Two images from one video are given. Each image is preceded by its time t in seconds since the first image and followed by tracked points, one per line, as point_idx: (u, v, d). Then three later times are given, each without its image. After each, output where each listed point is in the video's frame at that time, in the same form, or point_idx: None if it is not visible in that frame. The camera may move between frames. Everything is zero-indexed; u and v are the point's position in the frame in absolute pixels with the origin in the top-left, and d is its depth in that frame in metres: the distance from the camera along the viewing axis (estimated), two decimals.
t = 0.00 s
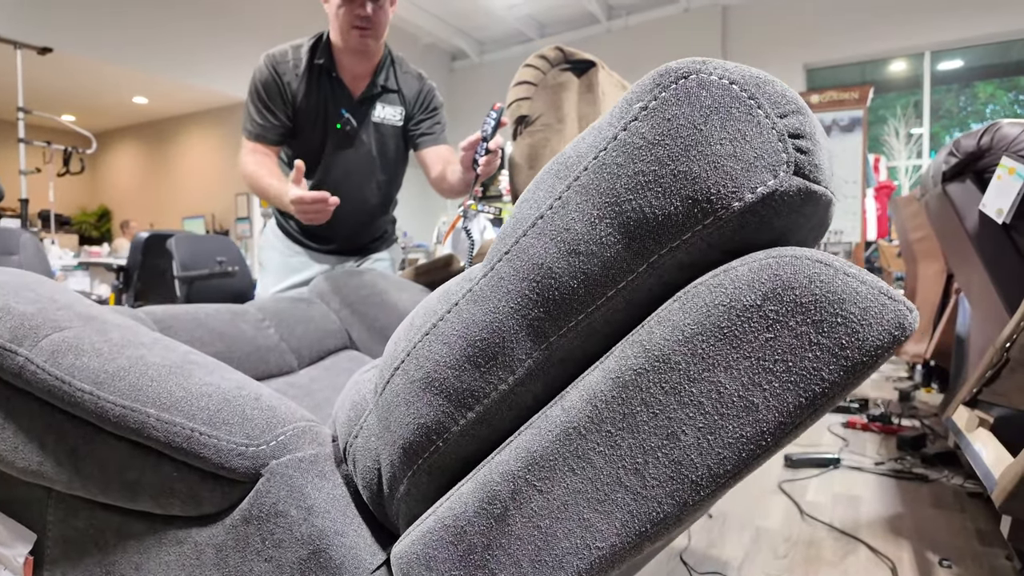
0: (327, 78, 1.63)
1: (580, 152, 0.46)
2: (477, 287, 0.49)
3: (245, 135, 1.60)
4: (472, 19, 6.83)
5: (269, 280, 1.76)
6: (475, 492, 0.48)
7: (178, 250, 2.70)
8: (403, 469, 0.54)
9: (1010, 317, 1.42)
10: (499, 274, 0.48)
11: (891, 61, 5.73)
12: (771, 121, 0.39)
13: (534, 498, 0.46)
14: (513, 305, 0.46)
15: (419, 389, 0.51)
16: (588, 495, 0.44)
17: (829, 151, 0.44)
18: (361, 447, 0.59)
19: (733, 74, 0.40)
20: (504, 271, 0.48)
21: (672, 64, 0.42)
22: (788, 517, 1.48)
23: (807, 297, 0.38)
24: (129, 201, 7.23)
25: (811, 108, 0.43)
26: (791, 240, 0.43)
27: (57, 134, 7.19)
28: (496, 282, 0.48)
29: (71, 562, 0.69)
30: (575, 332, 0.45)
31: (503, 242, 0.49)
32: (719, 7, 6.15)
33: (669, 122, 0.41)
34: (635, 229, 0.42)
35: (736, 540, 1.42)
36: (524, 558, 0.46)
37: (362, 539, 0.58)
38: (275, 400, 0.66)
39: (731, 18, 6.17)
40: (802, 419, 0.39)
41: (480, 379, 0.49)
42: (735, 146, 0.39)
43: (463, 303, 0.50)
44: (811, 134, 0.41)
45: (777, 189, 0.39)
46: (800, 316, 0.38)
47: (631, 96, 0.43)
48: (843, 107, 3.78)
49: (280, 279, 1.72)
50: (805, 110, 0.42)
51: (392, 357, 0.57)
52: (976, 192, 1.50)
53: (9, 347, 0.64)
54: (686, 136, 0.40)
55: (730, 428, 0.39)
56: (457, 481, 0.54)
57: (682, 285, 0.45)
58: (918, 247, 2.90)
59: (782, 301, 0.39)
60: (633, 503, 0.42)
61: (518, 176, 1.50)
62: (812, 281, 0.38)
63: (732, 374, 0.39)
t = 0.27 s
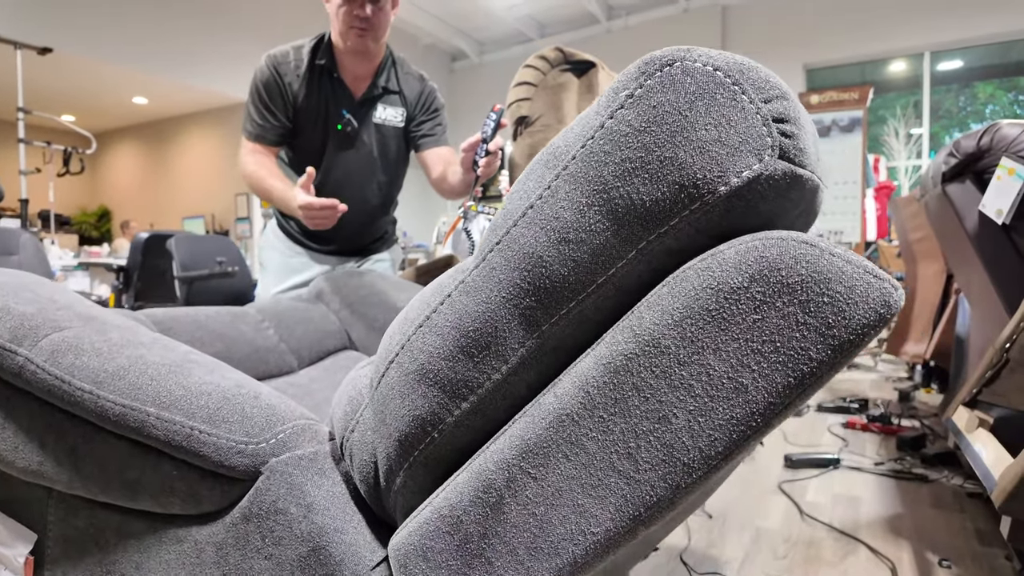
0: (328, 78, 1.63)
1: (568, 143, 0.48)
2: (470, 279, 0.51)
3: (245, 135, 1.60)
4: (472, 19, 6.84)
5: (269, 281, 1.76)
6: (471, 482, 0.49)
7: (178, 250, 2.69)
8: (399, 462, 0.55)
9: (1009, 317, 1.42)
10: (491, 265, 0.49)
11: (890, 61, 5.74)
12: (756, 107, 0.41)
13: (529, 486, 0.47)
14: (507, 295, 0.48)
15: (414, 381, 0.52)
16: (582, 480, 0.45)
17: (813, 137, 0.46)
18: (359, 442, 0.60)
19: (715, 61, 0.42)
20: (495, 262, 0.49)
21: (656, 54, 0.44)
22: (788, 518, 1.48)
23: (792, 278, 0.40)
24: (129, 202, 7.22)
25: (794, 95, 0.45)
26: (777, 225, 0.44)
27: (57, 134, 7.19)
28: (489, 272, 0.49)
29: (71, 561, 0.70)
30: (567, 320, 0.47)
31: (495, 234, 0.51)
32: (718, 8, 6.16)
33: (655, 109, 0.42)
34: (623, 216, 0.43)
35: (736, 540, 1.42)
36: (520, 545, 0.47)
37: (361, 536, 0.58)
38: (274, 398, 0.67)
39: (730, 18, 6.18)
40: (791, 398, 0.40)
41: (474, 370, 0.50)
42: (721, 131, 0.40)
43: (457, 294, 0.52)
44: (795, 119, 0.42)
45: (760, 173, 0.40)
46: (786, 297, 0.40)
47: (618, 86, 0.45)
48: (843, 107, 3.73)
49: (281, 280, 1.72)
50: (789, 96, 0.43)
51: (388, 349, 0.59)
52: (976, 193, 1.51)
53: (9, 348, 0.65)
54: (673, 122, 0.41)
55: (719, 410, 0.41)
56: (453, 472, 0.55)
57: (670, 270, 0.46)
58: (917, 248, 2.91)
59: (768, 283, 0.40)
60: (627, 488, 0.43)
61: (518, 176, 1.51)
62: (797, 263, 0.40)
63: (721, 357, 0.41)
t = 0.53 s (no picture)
0: (327, 77, 1.61)
1: (554, 137, 0.48)
2: (460, 275, 0.51)
3: (243, 134, 1.60)
4: (472, 19, 6.84)
5: (268, 287, 1.74)
6: (464, 479, 0.50)
7: (177, 251, 2.68)
8: (391, 463, 0.56)
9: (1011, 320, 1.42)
10: (480, 260, 0.50)
11: (890, 61, 5.74)
12: (740, 96, 0.41)
13: (522, 482, 0.47)
14: (496, 290, 0.48)
15: (406, 380, 0.53)
16: (575, 476, 0.45)
17: (799, 126, 0.46)
18: (351, 443, 0.61)
19: (698, 50, 0.42)
20: (484, 258, 0.50)
21: (640, 44, 0.45)
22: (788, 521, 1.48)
23: (780, 265, 0.40)
24: (128, 202, 7.21)
25: (779, 84, 0.45)
26: (762, 214, 0.45)
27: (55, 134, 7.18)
28: (478, 267, 0.50)
29: (67, 567, 0.70)
30: (558, 313, 0.47)
31: (484, 229, 0.51)
32: (719, 8, 6.15)
33: (640, 100, 0.43)
34: (610, 208, 0.44)
35: (736, 543, 1.41)
36: (514, 542, 0.47)
37: (357, 540, 0.59)
38: (269, 402, 0.69)
39: (730, 19, 6.17)
40: (781, 386, 0.40)
41: (466, 367, 0.50)
42: (705, 120, 0.41)
43: (448, 290, 0.52)
44: (780, 108, 0.43)
45: (746, 161, 0.40)
46: (774, 285, 0.40)
47: (602, 79, 0.46)
48: (842, 108, 3.69)
49: (280, 283, 1.71)
50: (771, 86, 0.44)
51: (381, 347, 0.59)
52: (977, 195, 1.50)
53: (2, 353, 0.65)
54: (657, 113, 0.42)
55: (709, 400, 0.41)
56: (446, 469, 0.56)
57: (658, 260, 0.47)
58: (918, 249, 2.91)
59: (756, 271, 0.40)
60: (619, 481, 0.44)
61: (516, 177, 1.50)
62: (783, 250, 0.40)
63: (709, 347, 0.41)
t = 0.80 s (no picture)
0: (325, 78, 1.61)
1: (541, 137, 0.49)
2: (450, 278, 0.52)
3: (242, 134, 1.60)
4: (473, 19, 6.83)
5: (268, 289, 1.73)
6: (457, 482, 0.50)
7: (176, 253, 2.67)
8: (384, 468, 0.57)
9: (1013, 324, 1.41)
10: (470, 262, 0.50)
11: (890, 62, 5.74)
12: (726, 90, 0.41)
13: (514, 484, 0.47)
14: (486, 292, 0.49)
15: (397, 383, 0.54)
16: (568, 476, 0.45)
17: (788, 121, 0.46)
18: (346, 447, 0.61)
19: (682, 44, 0.43)
20: (473, 259, 0.50)
21: (624, 40, 0.45)
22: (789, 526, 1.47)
23: (769, 259, 0.40)
24: (128, 203, 7.21)
25: (767, 79, 0.46)
26: (751, 209, 0.45)
27: (55, 135, 7.17)
28: (468, 269, 0.50)
29: None
30: (549, 311, 0.48)
31: (474, 231, 0.52)
32: (719, 8, 6.14)
33: (625, 97, 0.43)
34: (597, 205, 0.44)
35: (737, 548, 1.41)
36: (508, 544, 0.47)
37: (355, 551, 0.59)
38: (264, 410, 0.68)
39: (731, 19, 6.16)
40: (773, 382, 0.40)
41: (458, 370, 0.51)
42: (689, 115, 0.41)
43: (439, 291, 0.53)
44: (766, 101, 0.43)
45: (732, 157, 0.41)
46: (763, 279, 0.40)
47: (587, 77, 0.46)
48: (842, 109, 3.68)
49: (278, 287, 1.70)
50: (759, 79, 0.44)
51: (374, 350, 0.60)
52: (980, 199, 1.48)
53: None
54: (642, 109, 0.42)
55: (701, 396, 0.41)
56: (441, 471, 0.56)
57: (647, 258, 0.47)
58: (919, 250, 2.90)
59: (745, 266, 0.40)
60: (612, 481, 0.43)
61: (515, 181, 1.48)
62: (772, 243, 0.40)
63: (700, 343, 0.41)
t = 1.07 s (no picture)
0: (328, 77, 1.61)
1: (531, 134, 0.49)
2: (442, 278, 0.52)
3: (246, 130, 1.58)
4: (474, 20, 6.84)
5: (269, 294, 1.73)
6: (452, 485, 0.49)
7: (177, 254, 2.66)
8: (379, 471, 0.57)
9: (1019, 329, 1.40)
10: (461, 261, 0.51)
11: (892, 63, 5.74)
12: (715, 81, 0.42)
13: (511, 485, 0.47)
14: (478, 291, 0.49)
15: (391, 386, 0.54)
16: (564, 475, 0.45)
17: (779, 115, 0.47)
18: (344, 451, 0.61)
19: (670, 37, 0.43)
20: (465, 258, 0.51)
21: (610, 37, 0.46)
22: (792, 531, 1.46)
23: (760, 251, 0.40)
24: (129, 203, 7.21)
25: (757, 72, 0.46)
26: (744, 202, 0.45)
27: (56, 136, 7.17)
28: (460, 267, 0.51)
29: None
30: (542, 307, 0.48)
31: (464, 231, 0.52)
32: (721, 9, 6.13)
33: (613, 92, 0.44)
34: (588, 201, 0.45)
35: (740, 553, 1.40)
36: (505, 546, 0.47)
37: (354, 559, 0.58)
38: (262, 418, 0.68)
39: (732, 20, 6.16)
40: (768, 374, 0.40)
41: (451, 370, 0.51)
42: (678, 108, 0.42)
43: (432, 290, 0.53)
44: (756, 92, 0.43)
45: (722, 149, 0.41)
46: (755, 271, 0.40)
47: (575, 75, 0.47)
48: (844, 111, 3.67)
49: (280, 291, 1.70)
50: (750, 71, 0.44)
51: (367, 352, 0.60)
52: (985, 203, 1.47)
53: None
54: (631, 104, 0.43)
55: (696, 391, 0.41)
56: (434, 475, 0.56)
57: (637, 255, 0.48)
58: (922, 253, 2.90)
59: (736, 258, 0.41)
60: (609, 479, 0.43)
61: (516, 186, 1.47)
62: (763, 236, 0.41)
63: (694, 338, 0.41)
